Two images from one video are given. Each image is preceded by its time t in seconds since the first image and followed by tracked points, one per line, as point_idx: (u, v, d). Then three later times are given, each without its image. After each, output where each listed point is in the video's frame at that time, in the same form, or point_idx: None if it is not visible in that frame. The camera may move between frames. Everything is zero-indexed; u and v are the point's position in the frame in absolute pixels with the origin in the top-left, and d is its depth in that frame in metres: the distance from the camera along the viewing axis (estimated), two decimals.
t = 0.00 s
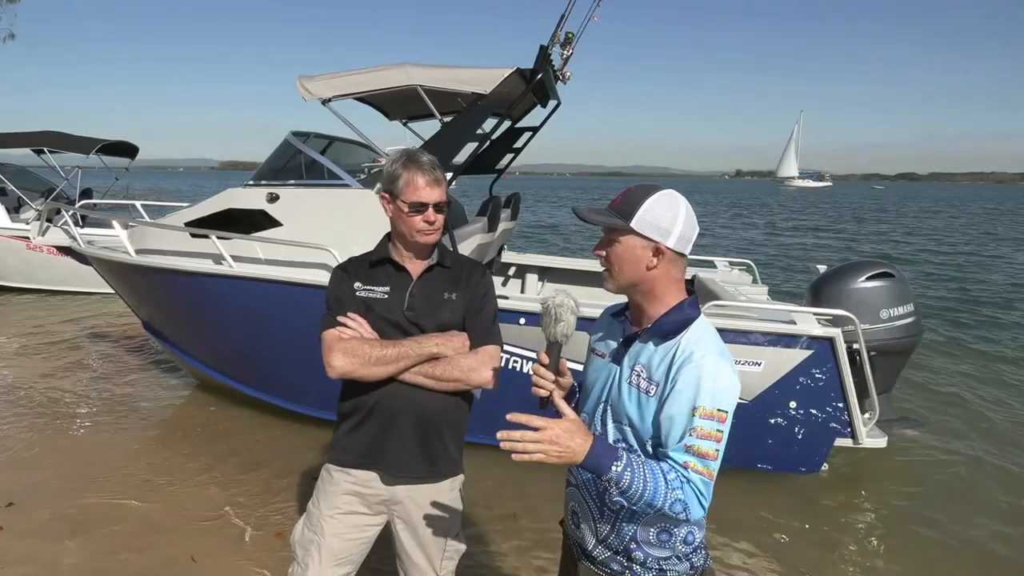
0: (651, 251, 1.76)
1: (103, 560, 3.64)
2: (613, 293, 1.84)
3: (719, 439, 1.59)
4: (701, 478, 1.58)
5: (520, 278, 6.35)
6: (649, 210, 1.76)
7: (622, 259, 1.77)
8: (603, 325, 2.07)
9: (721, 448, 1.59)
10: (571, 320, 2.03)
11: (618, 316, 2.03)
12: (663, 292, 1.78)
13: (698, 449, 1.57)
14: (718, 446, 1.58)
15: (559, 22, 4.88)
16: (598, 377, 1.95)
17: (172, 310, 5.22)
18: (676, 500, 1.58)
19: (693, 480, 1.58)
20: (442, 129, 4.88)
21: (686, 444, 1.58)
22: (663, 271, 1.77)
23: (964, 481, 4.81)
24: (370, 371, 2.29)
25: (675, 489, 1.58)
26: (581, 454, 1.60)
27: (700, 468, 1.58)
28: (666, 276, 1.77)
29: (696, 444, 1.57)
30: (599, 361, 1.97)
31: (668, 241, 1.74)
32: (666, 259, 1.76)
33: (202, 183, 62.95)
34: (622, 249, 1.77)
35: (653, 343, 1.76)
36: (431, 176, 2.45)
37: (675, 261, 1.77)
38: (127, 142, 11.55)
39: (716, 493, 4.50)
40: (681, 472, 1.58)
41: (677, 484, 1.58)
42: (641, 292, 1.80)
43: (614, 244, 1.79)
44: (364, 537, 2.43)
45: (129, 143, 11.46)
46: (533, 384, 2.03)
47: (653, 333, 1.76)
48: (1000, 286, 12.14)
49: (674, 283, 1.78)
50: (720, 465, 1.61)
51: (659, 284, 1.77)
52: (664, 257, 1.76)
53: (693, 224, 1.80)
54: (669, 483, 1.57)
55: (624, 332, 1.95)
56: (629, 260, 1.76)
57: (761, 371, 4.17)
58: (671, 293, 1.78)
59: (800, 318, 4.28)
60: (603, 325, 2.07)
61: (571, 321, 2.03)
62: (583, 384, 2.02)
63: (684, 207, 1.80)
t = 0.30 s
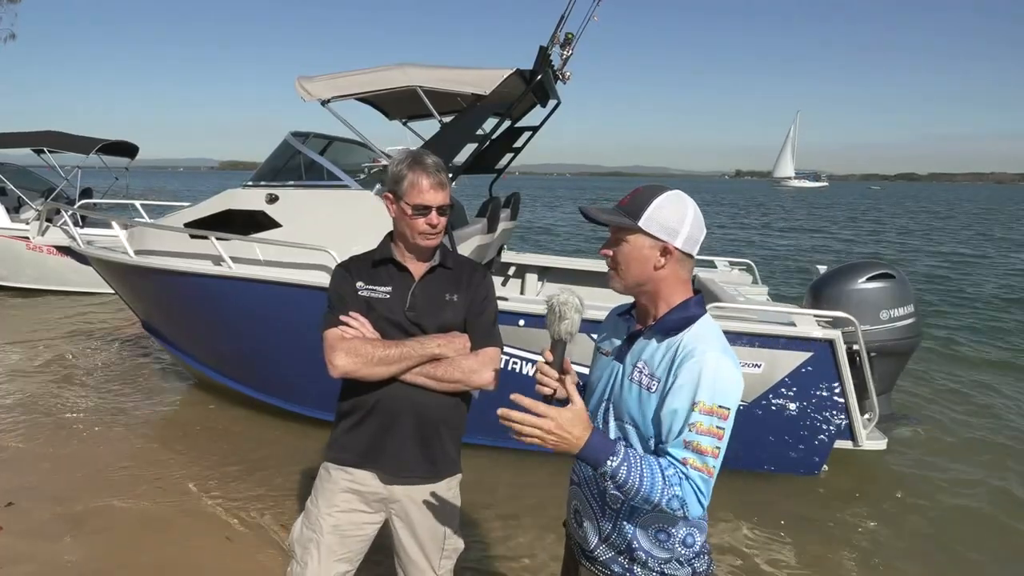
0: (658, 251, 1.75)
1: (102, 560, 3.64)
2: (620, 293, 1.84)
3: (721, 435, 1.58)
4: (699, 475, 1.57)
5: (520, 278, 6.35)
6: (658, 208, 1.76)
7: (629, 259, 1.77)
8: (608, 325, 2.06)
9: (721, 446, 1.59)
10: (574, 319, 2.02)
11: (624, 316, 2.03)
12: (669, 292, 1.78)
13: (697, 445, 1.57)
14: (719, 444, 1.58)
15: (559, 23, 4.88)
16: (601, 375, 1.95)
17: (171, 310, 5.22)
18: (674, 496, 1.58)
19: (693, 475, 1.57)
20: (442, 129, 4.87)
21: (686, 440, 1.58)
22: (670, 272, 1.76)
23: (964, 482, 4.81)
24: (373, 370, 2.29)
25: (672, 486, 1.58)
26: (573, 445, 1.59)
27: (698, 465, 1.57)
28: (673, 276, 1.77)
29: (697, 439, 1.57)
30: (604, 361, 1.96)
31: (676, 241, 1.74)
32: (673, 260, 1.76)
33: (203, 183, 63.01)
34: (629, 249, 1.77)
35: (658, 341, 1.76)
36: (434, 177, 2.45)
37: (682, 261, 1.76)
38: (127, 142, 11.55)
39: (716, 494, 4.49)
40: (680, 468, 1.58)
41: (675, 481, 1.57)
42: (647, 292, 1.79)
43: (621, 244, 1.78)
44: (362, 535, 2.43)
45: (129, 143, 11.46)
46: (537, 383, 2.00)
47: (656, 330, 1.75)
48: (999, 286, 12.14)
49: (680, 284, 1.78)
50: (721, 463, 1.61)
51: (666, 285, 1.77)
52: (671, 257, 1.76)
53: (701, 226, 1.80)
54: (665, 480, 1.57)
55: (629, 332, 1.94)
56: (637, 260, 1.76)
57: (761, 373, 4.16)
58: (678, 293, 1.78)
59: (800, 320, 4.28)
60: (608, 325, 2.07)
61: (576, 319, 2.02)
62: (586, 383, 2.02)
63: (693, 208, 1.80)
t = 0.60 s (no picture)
0: (667, 250, 1.75)
1: (103, 559, 3.64)
2: (628, 293, 1.84)
3: (717, 430, 1.58)
4: (688, 468, 1.57)
5: (520, 278, 6.35)
6: (666, 208, 1.76)
7: (637, 259, 1.77)
8: (615, 325, 2.06)
9: (716, 440, 1.58)
10: (577, 319, 2.02)
11: (631, 315, 2.02)
12: (678, 292, 1.77)
13: (690, 437, 1.57)
14: (714, 438, 1.58)
15: (559, 23, 4.88)
16: (607, 375, 1.96)
17: (171, 311, 5.22)
18: (660, 490, 1.58)
19: (683, 468, 1.57)
20: (442, 130, 4.88)
21: (680, 432, 1.58)
22: (679, 271, 1.76)
23: (963, 482, 4.82)
24: (374, 371, 2.29)
25: (659, 480, 1.58)
26: (546, 454, 1.60)
27: (689, 457, 1.57)
28: (681, 276, 1.77)
29: (691, 431, 1.58)
30: (611, 360, 1.97)
31: (685, 241, 1.74)
32: (682, 259, 1.76)
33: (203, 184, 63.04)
34: (638, 249, 1.77)
35: (663, 340, 1.76)
36: (435, 178, 2.45)
37: (691, 261, 1.76)
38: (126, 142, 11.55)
39: (716, 493, 4.50)
40: (670, 461, 1.58)
41: (661, 472, 1.58)
42: (655, 293, 1.79)
43: (630, 244, 1.78)
44: (364, 535, 2.43)
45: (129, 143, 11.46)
46: (542, 383, 2.03)
47: (662, 328, 1.76)
48: (998, 286, 12.16)
49: (689, 283, 1.78)
50: (714, 459, 1.60)
51: (673, 285, 1.77)
52: (681, 257, 1.76)
53: (711, 224, 1.79)
54: (652, 474, 1.58)
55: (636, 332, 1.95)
56: (645, 260, 1.76)
57: (761, 374, 4.17)
58: (685, 293, 1.78)
59: (800, 321, 4.28)
60: (615, 325, 2.07)
61: (578, 321, 2.02)
62: (592, 383, 2.02)
63: (702, 207, 1.79)
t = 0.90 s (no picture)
0: (659, 253, 1.74)
1: (103, 559, 3.65)
2: (632, 296, 1.85)
3: (707, 435, 1.57)
4: (674, 473, 1.57)
5: (520, 278, 6.35)
6: (659, 209, 1.74)
7: (634, 262, 1.78)
8: (632, 328, 2.02)
9: (705, 446, 1.57)
10: (588, 319, 2.03)
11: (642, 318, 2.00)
12: (675, 294, 1.75)
13: (677, 441, 1.57)
14: (703, 443, 1.57)
15: (557, 24, 4.88)
16: (613, 376, 1.97)
17: (171, 312, 5.22)
18: (645, 492, 1.59)
19: (670, 472, 1.57)
20: (442, 130, 4.88)
21: (668, 435, 1.59)
22: (673, 274, 1.74)
23: (964, 482, 4.82)
24: (373, 373, 2.29)
25: (644, 482, 1.60)
26: (540, 451, 1.69)
27: (676, 462, 1.57)
28: (677, 278, 1.74)
29: (680, 435, 1.57)
30: (619, 363, 1.98)
31: (676, 242, 1.71)
32: (677, 262, 1.73)
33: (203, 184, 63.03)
34: (633, 253, 1.77)
35: (662, 343, 1.75)
36: (432, 178, 2.45)
37: (685, 263, 1.72)
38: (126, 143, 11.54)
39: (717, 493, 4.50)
40: (656, 464, 1.59)
41: (647, 475, 1.59)
42: (653, 295, 1.78)
43: (628, 247, 1.79)
44: (365, 536, 2.43)
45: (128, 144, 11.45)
46: (552, 380, 2.07)
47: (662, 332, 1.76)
48: (998, 286, 12.16)
49: (687, 285, 1.75)
50: (705, 464, 1.59)
51: (669, 287, 1.75)
52: (673, 259, 1.73)
53: (711, 227, 1.74)
54: (636, 476, 1.60)
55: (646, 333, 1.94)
56: (640, 263, 1.76)
57: (761, 374, 4.17)
58: (683, 295, 1.75)
59: (799, 321, 4.28)
60: (630, 328, 2.03)
61: (587, 320, 2.03)
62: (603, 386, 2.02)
63: (703, 209, 1.75)
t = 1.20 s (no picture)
0: (654, 257, 1.73)
1: (103, 559, 3.65)
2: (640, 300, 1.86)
3: (674, 439, 1.58)
4: (632, 469, 1.62)
5: (520, 279, 6.35)
6: (656, 212, 1.74)
7: (633, 266, 1.79)
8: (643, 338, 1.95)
9: (669, 450, 1.59)
10: (599, 320, 2.02)
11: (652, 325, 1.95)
12: (673, 299, 1.73)
13: (642, 439, 1.61)
14: (667, 447, 1.59)
15: (557, 24, 4.88)
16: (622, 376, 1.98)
17: (171, 312, 5.22)
18: (602, 481, 1.66)
19: (631, 468, 1.62)
20: (441, 131, 4.88)
21: (635, 432, 1.63)
22: (669, 278, 1.72)
23: (964, 482, 4.81)
24: (372, 373, 2.30)
25: (602, 472, 1.66)
26: (519, 428, 1.79)
27: (637, 459, 1.61)
28: (674, 282, 1.72)
29: (646, 434, 1.61)
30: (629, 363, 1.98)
31: (668, 246, 1.70)
32: (671, 266, 1.71)
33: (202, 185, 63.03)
34: (632, 258, 1.79)
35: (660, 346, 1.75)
36: (430, 178, 2.46)
37: (680, 267, 1.70)
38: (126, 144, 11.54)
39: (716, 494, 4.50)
40: (619, 458, 1.64)
41: (607, 466, 1.65)
42: (653, 298, 1.78)
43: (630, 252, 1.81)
44: (365, 537, 2.43)
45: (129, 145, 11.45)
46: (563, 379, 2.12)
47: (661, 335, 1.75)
48: (998, 287, 12.16)
49: (685, 288, 1.72)
50: (670, 468, 1.60)
51: (667, 292, 1.73)
52: (667, 263, 1.71)
53: (710, 231, 1.70)
54: (595, 465, 1.66)
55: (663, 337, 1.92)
56: (638, 267, 1.78)
57: (761, 374, 4.17)
58: (681, 300, 1.72)
59: (799, 321, 4.28)
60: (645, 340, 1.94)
61: (595, 321, 2.02)
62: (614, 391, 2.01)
63: (704, 212, 1.72)
